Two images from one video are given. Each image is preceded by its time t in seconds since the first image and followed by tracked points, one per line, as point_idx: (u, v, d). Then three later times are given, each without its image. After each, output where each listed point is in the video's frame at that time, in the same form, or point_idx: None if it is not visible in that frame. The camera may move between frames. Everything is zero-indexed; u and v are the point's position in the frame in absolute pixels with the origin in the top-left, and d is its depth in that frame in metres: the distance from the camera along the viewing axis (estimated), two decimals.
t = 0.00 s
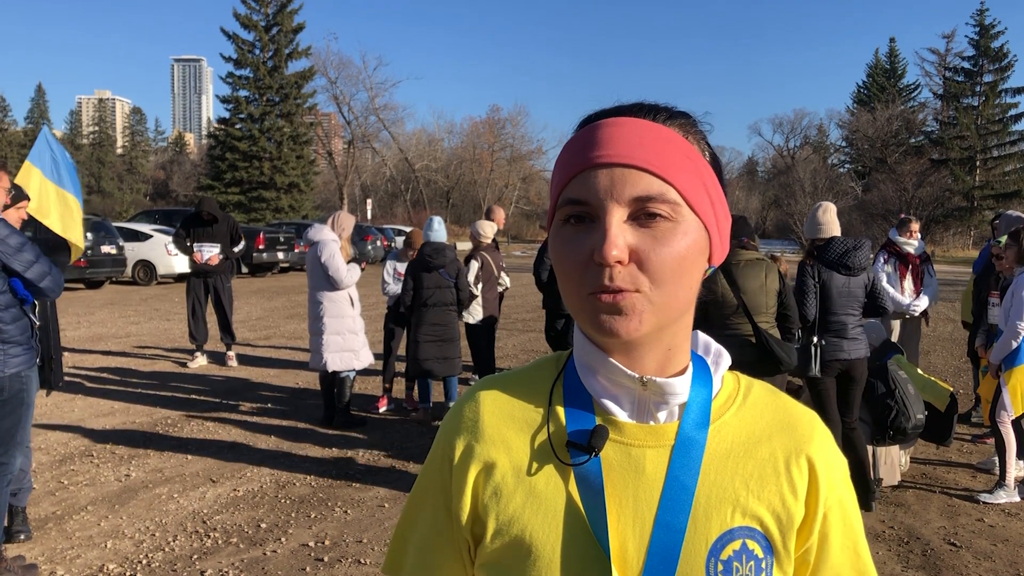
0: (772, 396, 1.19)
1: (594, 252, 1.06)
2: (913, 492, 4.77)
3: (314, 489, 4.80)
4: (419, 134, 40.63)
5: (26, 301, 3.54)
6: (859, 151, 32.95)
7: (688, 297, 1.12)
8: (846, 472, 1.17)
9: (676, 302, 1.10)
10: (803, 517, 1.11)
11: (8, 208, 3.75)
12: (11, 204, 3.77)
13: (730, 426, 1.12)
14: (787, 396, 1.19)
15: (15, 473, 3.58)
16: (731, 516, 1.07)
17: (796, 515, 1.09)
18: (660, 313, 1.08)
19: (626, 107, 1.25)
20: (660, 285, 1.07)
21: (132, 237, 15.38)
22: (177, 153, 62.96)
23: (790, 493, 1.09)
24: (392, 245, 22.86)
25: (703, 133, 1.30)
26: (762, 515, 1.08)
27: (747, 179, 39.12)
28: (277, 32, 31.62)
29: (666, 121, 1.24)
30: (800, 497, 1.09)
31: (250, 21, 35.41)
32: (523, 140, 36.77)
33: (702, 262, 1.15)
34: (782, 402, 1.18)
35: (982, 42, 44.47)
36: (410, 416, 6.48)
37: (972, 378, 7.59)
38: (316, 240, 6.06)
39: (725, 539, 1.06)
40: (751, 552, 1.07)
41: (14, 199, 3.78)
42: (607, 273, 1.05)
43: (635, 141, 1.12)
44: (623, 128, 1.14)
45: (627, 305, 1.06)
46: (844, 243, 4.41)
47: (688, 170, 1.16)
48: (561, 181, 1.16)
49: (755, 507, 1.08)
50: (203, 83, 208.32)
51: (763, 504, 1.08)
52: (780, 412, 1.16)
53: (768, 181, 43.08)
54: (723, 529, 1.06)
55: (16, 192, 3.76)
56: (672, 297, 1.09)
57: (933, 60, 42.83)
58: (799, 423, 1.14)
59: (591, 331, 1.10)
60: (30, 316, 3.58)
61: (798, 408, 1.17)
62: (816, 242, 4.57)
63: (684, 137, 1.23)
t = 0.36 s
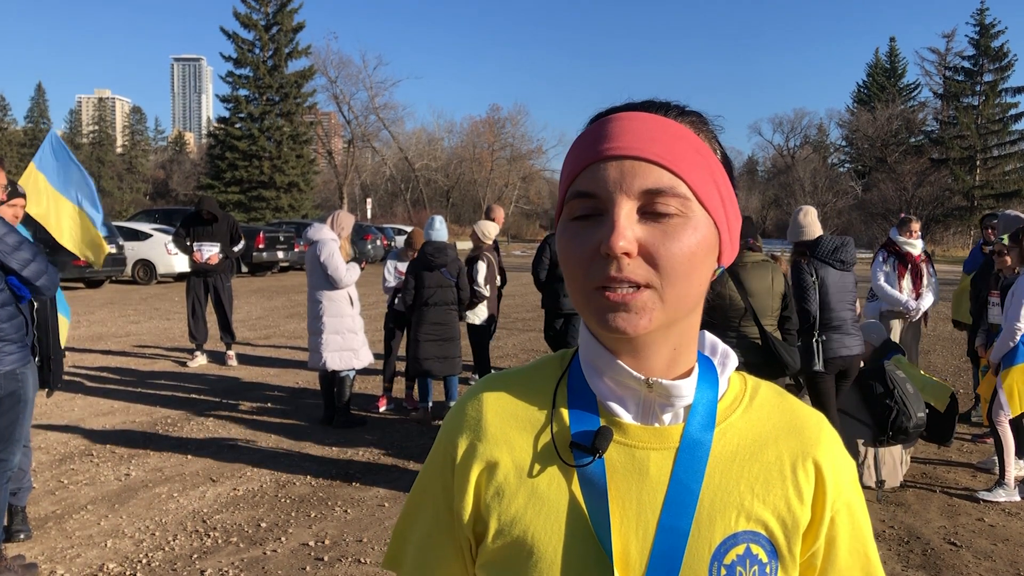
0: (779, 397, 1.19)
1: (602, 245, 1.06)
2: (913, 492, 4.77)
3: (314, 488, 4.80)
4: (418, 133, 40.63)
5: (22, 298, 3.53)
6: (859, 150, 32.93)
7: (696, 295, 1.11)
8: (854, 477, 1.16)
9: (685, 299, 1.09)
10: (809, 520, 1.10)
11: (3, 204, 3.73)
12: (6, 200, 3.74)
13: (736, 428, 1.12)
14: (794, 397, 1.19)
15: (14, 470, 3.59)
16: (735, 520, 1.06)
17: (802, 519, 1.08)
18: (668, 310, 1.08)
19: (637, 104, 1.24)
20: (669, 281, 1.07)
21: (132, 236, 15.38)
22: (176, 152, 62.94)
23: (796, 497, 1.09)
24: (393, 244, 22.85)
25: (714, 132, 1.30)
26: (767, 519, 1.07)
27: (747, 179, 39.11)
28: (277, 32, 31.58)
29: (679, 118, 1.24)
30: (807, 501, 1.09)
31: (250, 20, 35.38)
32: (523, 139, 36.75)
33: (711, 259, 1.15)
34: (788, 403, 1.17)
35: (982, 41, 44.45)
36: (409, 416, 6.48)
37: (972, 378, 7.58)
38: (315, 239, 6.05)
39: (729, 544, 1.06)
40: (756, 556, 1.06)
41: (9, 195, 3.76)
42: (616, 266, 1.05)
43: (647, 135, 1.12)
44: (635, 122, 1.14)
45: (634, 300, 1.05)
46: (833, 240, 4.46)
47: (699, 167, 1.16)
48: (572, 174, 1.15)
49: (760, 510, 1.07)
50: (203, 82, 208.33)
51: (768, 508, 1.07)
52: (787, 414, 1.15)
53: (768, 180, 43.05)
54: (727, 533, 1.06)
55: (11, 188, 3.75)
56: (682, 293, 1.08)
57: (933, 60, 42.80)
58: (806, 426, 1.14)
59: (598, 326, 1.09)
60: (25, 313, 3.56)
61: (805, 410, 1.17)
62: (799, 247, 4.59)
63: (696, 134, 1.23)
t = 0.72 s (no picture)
0: (777, 394, 1.18)
1: (605, 244, 1.06)
2: (913, 491, 4.77)
3: (314, 487, 4.79)
4: (418, 132, 40.62)
5: (18, 301, 3.53)
6: (859, 150, 32.95)
7: (699, 298, 1.11)
8: (853, 472, 1.16)
9: (687, 301, 1.09)
10: (808, 517, 1.10)
11: None
12: None
13: (733, 426, 1.12)
14: (791, 393, 1.19)
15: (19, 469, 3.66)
16: (734, 517, 1.06)
17: (800, 515, 1.08)
18: (670, 311, 1.08)
19: (646, 104, 1.24)
20: (672, 284, 1.07)
21: (132, 235, 15.38)
22: (176, 151, 62.99)
23: (794, 494, 1.09)
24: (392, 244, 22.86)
25: (724, 137, 1.30)
26: (765, 515, 1.07)
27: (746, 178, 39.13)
28: (277, 31, 31.55)
29: (691, 120, 1.24)
30: (805, 498, 1.09)
31: (250, 19, 35.34)
32: (523, 138, 36.73)
33: (715, 263, 1.15)
34: (786, 400, 1.17)
35: (982, 41, 44.44)
36: (409, 415, 6.48)
37: (972, 377, 7.59)
38: (315, 238, 6.04)
39: (727, 541, 1.05)
40: (754, 553, 1.06)
41: None
42: (618, 266, 1.05)
43: (656, 136, 1.12)
44: (643, 123, 1.13)
45: (635, 302, 1.05)
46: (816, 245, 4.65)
47: (707, 171, 1.16)
48: (578, 172, 1.15)
49: (759, 507, 1.07)
50: (203, 81, 208.32)
51: (766, 504, 1.07)
52: (786, 410, 1.15)
53: (767, 180, 43.05)
54: (725, 530, 1.06)
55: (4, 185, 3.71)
56: (683, 296, 1.08)
57: (933, 59, 42.81)
58: (804, 423, 1.14)
59: (597, 326, 1.09)
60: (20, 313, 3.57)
61: (803, 407, 1.16)
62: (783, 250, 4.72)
63: (706, 138, 1.23)
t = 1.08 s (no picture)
0: (767, 391, 1.18)
1: (601, 244, 1.05)
2: (912, 490, 4.77)
3: (313, 486, 4.79)
4: (418, 131, 40.61)
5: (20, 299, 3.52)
6: (859, 149, 32.97)
7: (690, 299, 1.11)
8: (843, 467, 1.16)
9: (679, 301, 1.09)
10: (799, 513, 1.10)
11: None
12: None
13: (723, 423, 1.11)
14: (781, 390, 1.19)
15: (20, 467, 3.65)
16: (726, 513, 1.06)
17: (792, 511, 1.08)
18: (661, 313, 1.07)
19: (640, 103, 1.24)
20: (666, 285, 1.06)
21: (132, 234, 15.37)
22: (176, 150, 62.97)
23: (785, 489, 1.08)
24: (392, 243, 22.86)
25: (718, 138, 1.30)
26: (757, 512, 1.07)
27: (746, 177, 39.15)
28: (277, 30, 31.54)
29: (687, 120, 1.24)
30: (796, 494, 1.09)
31: (249, 18, 35.32)
32: (523, 137, 36.72)
33: (708, 263, 1.14)
34: (776, 397, 1.17)
35: (982, 39, 44.44)
36: (409, 414, 6.48)
37: (971, 376, 7.59)
38: (314, 238, 6.04)
39: (720, 538, 1.05)
40: (746, 550, 1.06)
41: None
42: (614, 266, 1.04)
43: (654, 137, 1.12)
44: (640, 122, 1.13)
45: (629, 303, 1.05)
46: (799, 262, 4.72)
47: (702, 172, 1.16)
48: (573, 172, 1.14)
49: (750, 503, 1.07)
50: (202, 80, 208.24)
51: (758, 501, 1.07)
52: (776, 407, 1.15)
53: (767, 179, 43.06)
54: (717, 527, 1.06)
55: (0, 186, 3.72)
56: (677, 297, 1.08)
57: (933, 58, 42.82)
58: (795, 419, 1.13)
59: (589, 326, 1.08)
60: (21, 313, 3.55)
61: (793, 403, 1.16)
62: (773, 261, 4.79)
63: (701, 139, 1.23)
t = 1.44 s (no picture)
0: (760, 389, 1.18)
1: (592, 244, 1.05)
2: (913, 489, 4.77)
3: (313, 486, 4.80)
4: (418, 131, 40.60)
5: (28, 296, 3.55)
6: (859, 148, 32.96)
7: (682, 297, 1.11)
8: (838, 463, 1.16)
9: (671, 299, 1.09)
10: (795, 510, 1.09)
11: None
12: None
13: (716, 421, 1.11)
14: (775, 387, 1.19)
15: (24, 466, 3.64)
16: (720, 512, 1.06)
17: (787, 508, 1.08)
18: (653, 312, 1.07)
19: (629, 103, 1.23)
20: (658, 283, 1.06)
21: (132, 233, 15.38)
22: (176, 149, 62.96)
23: (780, 486, 1.08)
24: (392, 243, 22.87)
25: (707, 135, 1.29)
26: (752, 510, 1.06)
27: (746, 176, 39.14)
28: (277, 29, 31.52)
29: (675, 119, 1.24)
30: (791, 490, 1.08)
31: (250, 17, 35.30)
32: (523, 137, 36.72)
33: (699, 262, 1.14)
34: (770, 394, 1.17)
35: (982, 38, 44.41)
36: (409, 413, 6.49)
37: (971, 375, 7.59)
38: (314, 237, 6.04)
39: (715, 536, 1.05)
40: (741, 547, 1.06)
41: None
42: (605, 266, 1.04)
43: (643, 136, 1.12)
44: (628, 122, 1.13)
45: (620, 301, 1.05)
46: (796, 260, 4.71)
47: (692, 170, 1.16)
48: (562, 172, 1.14)
49: (744, 501, 1.07)
50: (202, 79, 208.19)
51: (753, 499, 1.07)
52: (769, 405, 1.14)
53: (767, 178, 43.08)
54: (712, 525, 1.05)
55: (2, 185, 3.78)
56: (668, 295, 1.08)
57: (933, 57, 42.82)
58: (788, 416, 1.13)
59: (581, 326, 1.08)
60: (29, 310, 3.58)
61: (786, 400, 1.16)
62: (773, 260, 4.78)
63: (690, 137, 1.23)
